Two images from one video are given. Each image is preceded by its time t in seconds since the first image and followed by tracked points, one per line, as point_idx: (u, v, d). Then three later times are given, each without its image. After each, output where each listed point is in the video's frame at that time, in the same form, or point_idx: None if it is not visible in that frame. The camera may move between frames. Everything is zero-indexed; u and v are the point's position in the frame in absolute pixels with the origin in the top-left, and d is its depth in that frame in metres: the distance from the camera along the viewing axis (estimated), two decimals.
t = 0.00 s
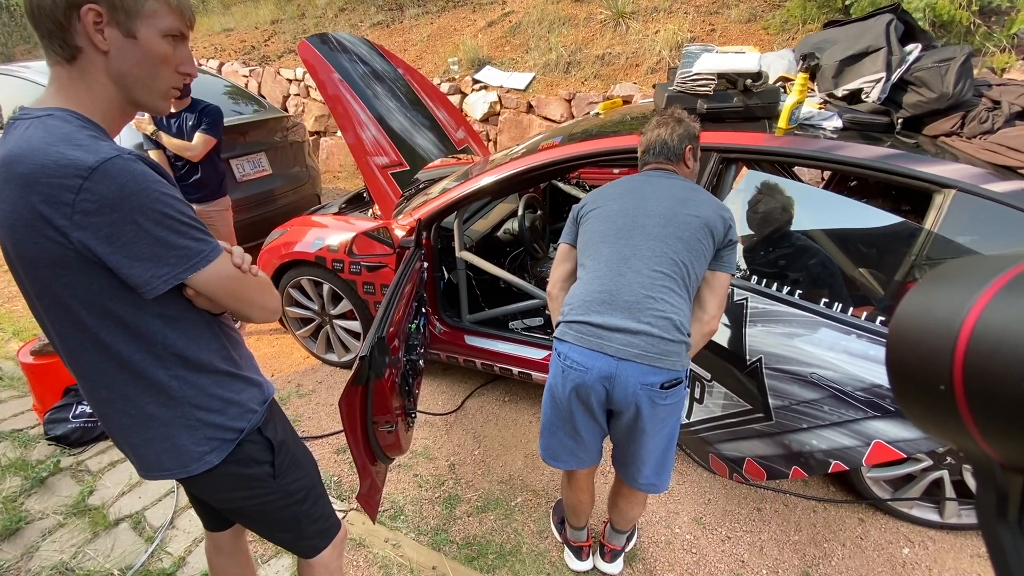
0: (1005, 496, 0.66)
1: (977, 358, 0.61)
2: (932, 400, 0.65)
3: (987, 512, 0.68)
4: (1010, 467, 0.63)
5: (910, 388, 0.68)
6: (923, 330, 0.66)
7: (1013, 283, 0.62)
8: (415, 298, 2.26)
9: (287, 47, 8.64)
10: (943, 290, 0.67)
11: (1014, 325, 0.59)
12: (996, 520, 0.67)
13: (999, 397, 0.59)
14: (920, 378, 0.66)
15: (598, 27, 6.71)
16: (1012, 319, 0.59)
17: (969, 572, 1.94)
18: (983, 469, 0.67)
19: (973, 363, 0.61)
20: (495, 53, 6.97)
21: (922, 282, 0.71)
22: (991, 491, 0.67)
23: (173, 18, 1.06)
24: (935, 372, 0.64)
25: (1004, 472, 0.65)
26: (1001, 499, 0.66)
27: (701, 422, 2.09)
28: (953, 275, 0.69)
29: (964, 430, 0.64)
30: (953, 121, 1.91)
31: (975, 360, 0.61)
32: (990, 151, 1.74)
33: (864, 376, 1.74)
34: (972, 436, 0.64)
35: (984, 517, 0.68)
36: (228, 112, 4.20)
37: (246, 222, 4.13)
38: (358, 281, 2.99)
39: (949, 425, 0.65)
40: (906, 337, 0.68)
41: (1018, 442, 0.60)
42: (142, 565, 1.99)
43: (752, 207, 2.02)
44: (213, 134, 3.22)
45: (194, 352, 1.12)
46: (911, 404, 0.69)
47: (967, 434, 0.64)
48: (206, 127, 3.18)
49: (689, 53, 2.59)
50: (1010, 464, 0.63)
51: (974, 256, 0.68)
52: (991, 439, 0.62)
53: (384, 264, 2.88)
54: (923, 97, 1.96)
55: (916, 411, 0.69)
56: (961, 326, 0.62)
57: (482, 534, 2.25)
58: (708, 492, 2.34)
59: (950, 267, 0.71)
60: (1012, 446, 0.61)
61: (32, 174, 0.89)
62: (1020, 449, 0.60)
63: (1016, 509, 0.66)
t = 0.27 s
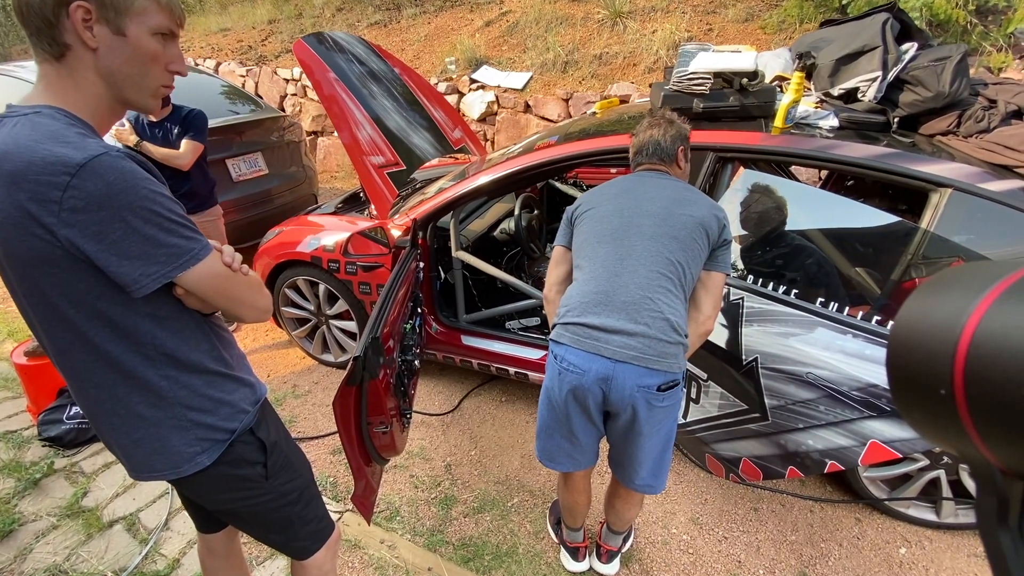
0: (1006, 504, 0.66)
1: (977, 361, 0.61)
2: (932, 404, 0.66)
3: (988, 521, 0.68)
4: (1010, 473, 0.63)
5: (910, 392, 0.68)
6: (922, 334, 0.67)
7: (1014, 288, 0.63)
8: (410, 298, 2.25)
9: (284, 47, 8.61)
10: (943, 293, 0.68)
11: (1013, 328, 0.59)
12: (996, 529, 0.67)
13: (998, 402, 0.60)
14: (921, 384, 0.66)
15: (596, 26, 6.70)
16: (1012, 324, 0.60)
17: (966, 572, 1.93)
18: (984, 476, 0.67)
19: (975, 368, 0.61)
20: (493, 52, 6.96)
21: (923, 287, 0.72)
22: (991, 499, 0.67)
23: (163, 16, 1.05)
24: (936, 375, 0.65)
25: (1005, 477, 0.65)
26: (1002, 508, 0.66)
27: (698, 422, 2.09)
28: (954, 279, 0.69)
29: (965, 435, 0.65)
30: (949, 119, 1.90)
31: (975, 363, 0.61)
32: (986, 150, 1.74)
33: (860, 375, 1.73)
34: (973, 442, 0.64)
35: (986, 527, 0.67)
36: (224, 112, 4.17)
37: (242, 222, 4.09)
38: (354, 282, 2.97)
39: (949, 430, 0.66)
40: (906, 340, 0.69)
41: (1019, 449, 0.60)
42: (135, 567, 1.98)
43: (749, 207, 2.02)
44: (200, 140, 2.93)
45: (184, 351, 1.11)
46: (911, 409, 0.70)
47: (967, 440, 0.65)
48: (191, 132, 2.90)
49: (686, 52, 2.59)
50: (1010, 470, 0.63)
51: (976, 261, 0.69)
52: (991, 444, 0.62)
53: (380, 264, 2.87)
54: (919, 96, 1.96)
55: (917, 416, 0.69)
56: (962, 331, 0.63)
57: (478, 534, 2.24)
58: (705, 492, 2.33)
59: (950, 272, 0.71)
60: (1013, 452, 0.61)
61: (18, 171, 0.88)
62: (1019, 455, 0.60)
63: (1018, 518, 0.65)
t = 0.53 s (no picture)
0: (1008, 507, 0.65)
1: (977, 363, 0.61)
2: (933, 407, 0.66)
3: (989, 525, 0.68)
4: (1012, 475, 0.63)
5: (910, 395, 0.69)
6: (924, 336, 0.67)
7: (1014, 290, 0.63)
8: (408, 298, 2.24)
9: (281, 46, 8.59)
10: (943, 296, 0.68)
11: (1014, 331, 0.60)
12: (999, 533, 0.66)
13: (999, 405, 0.60)
14: (921, 386, 0.66)
15: (594, 26, 6.70)
16: (1012, 327, 0.60)
17: (965, 571, 1.93)
18: (986, 479, 0.67)
19: (974, 370, 0.61)
20: (491, 52, 6.95)
21: (922, 290, 0.73)
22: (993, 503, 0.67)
23: (161, 15, 1.05)
24: (936, 378, 0.65)
25: (1006, 480, 0.65)
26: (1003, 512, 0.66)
27: (697, 421, 2.09)
28: (953, 282, 0.69)
29: (965, 438, 0.65)
30: (947, 118, 1.90)
31: (976, 366, 0.61)
32: (984, 149, 1.74)
33: (858, 374, 1.73)
34: (974, 445, 0.64)
35: (987, 531, 0.68)
36: (222, 112, 4.16)
37: (239, 222, 4.09)
38: (352, 282, 2.97)
39: (950, 433, 0.66)
40: (906, 342, 0.69)
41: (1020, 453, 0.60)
42: (132, 568, 1.97)
43: (747, 206, 2.01)
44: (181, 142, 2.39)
45: (180, 350, 1.10)
46: (912, 412, 0.70)
47: (968, 442, 0.65)
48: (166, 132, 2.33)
49: (684, 51, 2.59)
50: (1011, 473, 0.63)
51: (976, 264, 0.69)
52: (992, 447, 0.62)
53: (378, 264, 2.86)
54: (917, 94, 1.96)
55: (918, 419, 0.69)
56: (963, 333, 0.63)
57: (476, 535, 2.23)
58: (704, 492, 2.33)
59: (950, 274, 0.72)
60: (1013, 455, 0.61)
61: (13, 167, 0.87)
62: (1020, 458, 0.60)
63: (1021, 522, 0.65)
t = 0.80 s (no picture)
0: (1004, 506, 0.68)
1: (975, 368, 0.63)
2: (932, 410, 0.68)
3: (989, 522, 0.70)
4: (1011, 477, 0.65)
5: (910, 398, 0.70)
6: (924, 341, 0.68)
7: (1010, 296, 0.64)
8: (406, 298, 2.24)
9: (278, 46, 8.57)
10: (942, 300, 0.70)
11: (1013, 334, 0.61)
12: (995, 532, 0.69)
13: (998, 410, 0.61)
14: (921, 390, 0.68)
15: (591, 25, 6.70)
16: (1011, 330, 0.61)
17: (962, 569, 1.94)
18: (986, 480, 0.69)
19: (974, 374, 0.63)
20: (488, 51, 6.94)
21: (922, 293, 0.74)
22: (993, 502, 0.70)
23: (158, 15, 1.04)
24: (935, 382, 0.67)
25: (1004, 481, 0.67)
26: (1003, 510, 0.69)
27: (694, 420, 2.09)
28: (951, 286, 0.71)
29: (965, 441, 0.66)
30: (943, 117, 1.90)
31: (974, 371, 0.63)
32: (981, 148, 1.75)
33: (856, 373, 1.73)
34: (973, 448, 0.66)
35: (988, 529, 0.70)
36: (218, 111, 4.15)
37: (236, 222, 4.08)
38: (349, 281, 2.96)
39: (949, 435, 0.68)
40: (906, 347, 0.71)
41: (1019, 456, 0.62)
42: (128, 571, 1.96)
43: (745, 205, 2.01)
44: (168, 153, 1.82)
45: (175, 350, 1.10)
46: (912, 414, 0.72)
47: (968, 445, 0.66)
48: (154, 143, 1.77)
49: (681, 50, 2.58)
50: (1010, 475, 0.65)
51: (974, 268, 0.71)
52: (990, 450, 0.64)
53: (376, 263, 2.86)
54: (914, 93, 1.96)
55: (917, 422, 0.71)
56: (962, 336, 0.65)
57: (474, 535, 2.23)
58: (702, 491, 2.33)
59: (949, 276, 0.73)
60: (1012, 457, 0.62)
61: (5, 165, 0.86)
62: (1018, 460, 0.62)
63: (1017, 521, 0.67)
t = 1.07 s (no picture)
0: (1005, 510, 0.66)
1: (973, 370, 0.62)
2: (930, 413, 0.67)
3: (988, 527, 0.68)
4: (1010, 481, 0.64)
5: (908, 401, 0.69)
6: (920, 343, 0.67)
7: (1008, 297, 0.64)
8: (402, 297, 2.24)
9: (274, 46, 8.54)
10: (939, 302, 0.69)
11: (1010, 337, 0.60)
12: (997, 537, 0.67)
13: (996, 412, 0.60)
14: (919, 393, 0.67)
15: (587, 25, 6.70)
16: (1007, 333, 0.60)
17: (958, 566, 1.94)
18: (985, 483, 0.68)
19: (971, 377, 0.62)
20: (484, 51, 6.94)
21: (919, 295, 0.73)
22: (992, 506, 0.68)
23: (159, 25, 1.06)
24: (933, 385, 0.66)
25: (1004, 486, 0.66)
26: (1001, 514, 0.67)
27: (690, 419, 2.09)
28: (947, 288, 0.70)
29: (964, 444, 0.65)
30: (937, 116, 1.91)
31: (971, 373, 0.62)
32: (974, 147, 1.76)
33: (851, 371, 1.73)
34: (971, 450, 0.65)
35: (986, 534, 0.68)
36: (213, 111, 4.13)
37: (232, 223, 4.07)
38: (344, 282, 2.95)
39: (949, 439, 0.67)
40: (903, 349, 0.70)
41: (1018, 460, 0.60)
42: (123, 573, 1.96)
43: (740, 205, 2.02)
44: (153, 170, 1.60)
45: (169, 351, 1.09)
46: (910, 418, 0.70)
47: (966, 448, 0.65)
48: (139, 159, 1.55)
49: (676, 50, 2.59)
50: (1008, 478, 0.64)
51: (971, 269, 0.70)
52: (990, 452, 0.63)
53: (371, 263, 2.85)
54: (907, 93, 1.97)
55: (915, 426, 0.70)
56: (959, 339, 0.64)
57: (471, 535, 2.23)
58: (699, 490, 2.33)
59: (947, 278, 0.72)
60: (1011, 461, 0.61)
61: None
62: (1016, 462, 0.61)
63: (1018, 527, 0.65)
